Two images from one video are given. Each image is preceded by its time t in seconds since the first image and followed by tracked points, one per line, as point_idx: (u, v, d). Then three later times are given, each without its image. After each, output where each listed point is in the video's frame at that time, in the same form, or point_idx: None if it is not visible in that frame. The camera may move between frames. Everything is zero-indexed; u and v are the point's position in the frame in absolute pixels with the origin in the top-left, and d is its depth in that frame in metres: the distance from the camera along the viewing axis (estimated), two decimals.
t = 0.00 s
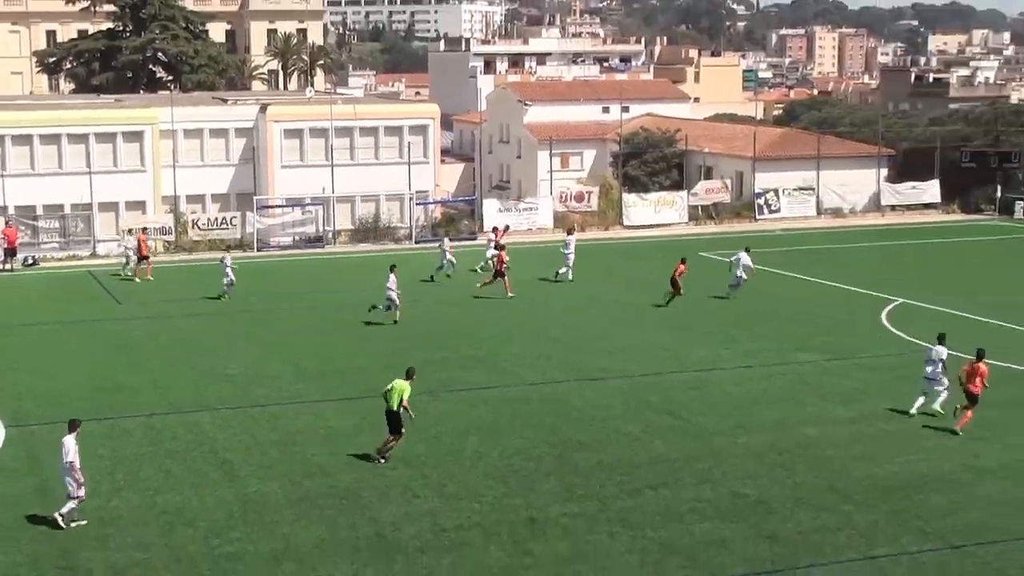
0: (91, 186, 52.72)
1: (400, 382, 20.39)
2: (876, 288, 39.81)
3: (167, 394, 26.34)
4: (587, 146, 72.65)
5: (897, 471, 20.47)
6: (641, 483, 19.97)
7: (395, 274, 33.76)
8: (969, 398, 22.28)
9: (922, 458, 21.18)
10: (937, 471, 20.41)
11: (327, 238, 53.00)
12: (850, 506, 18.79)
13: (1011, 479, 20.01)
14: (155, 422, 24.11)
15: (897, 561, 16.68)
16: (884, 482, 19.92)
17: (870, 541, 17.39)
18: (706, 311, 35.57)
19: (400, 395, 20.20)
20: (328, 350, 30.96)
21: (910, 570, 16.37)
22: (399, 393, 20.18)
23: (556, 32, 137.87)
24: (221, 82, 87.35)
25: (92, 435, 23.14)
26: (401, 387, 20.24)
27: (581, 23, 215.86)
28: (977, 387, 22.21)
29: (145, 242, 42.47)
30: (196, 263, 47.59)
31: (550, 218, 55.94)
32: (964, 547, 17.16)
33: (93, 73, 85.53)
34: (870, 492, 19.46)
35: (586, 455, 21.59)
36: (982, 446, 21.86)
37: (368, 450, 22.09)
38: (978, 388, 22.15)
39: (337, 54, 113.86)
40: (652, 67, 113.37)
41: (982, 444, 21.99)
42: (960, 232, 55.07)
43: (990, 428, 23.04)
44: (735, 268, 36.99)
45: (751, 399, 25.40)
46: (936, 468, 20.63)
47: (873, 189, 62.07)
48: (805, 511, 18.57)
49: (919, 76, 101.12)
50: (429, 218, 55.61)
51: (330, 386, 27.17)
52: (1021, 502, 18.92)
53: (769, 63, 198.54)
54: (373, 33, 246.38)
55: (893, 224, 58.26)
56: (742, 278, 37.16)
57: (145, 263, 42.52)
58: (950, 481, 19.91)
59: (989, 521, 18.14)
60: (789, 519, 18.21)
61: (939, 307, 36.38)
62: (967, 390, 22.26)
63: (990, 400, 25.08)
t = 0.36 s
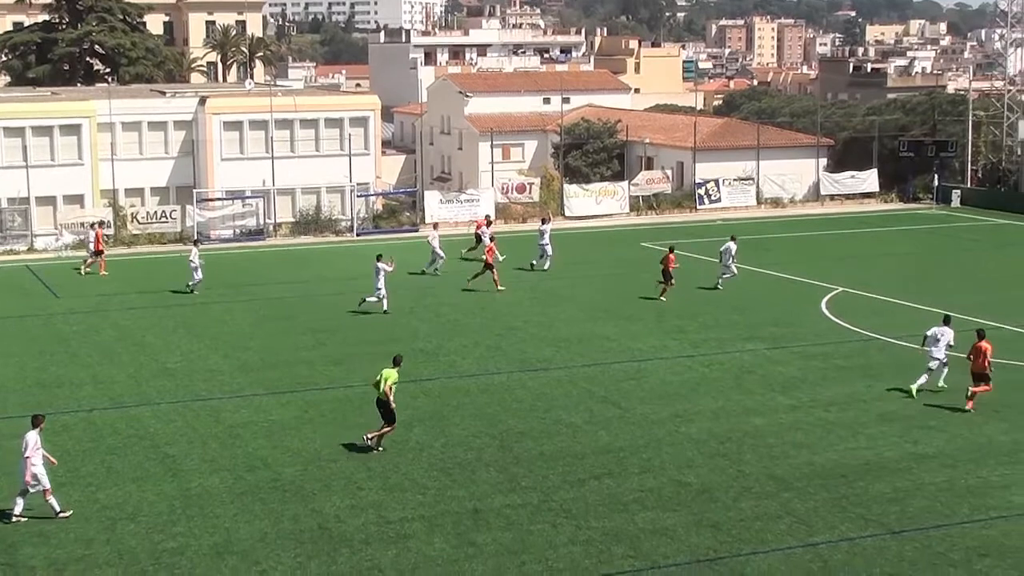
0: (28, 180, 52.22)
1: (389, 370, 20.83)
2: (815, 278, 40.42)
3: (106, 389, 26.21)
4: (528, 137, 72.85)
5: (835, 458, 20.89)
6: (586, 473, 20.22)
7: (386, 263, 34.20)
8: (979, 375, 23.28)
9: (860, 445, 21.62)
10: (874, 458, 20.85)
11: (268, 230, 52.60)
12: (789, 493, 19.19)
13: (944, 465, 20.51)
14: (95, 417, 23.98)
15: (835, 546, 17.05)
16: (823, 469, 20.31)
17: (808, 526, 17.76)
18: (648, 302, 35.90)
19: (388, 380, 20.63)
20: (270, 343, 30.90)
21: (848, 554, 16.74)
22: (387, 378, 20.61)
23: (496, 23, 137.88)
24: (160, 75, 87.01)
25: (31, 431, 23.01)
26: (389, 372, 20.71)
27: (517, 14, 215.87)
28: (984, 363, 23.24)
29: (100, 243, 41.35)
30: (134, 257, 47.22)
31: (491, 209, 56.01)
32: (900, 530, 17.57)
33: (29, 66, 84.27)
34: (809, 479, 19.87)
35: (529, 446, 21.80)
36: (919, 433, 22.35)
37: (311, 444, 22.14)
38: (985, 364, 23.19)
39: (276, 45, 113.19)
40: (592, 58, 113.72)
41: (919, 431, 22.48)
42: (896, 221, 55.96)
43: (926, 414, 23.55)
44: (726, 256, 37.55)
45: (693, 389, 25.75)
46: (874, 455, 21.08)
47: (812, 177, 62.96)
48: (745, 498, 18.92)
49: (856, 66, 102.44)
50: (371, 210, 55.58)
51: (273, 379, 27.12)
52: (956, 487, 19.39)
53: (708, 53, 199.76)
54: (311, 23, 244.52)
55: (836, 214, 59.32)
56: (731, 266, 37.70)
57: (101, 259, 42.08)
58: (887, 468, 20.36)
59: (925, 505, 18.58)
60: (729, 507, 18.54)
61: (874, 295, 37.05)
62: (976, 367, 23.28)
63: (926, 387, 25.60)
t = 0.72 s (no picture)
0: None
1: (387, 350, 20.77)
2: (747, 256, 40.88)
3: (38, 379, 25.95)
4: (461, 120, 72.97)
5: (770, 436, 21.27)
6: (524, 455, 20.41)
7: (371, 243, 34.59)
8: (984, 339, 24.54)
9: (795, 422, 22.03)
10: (809, 435, 21.27)
11: (200, 217, 52.14)
12: (727, 471, 19.53)
13: (877, 440, 20.98)
14: (30, 406, 23.81)
15: (771, 522, 17.40)
16: (758, 447, 20.68)
17: (744, 504, 18.09)
18: (584, 282, 36.20)
19: (389, 362, 20.59)
20: (204, 329, 30.79)
21: (784, 531, 17.10)
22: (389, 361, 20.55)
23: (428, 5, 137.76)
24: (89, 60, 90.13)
25: None
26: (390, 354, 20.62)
27: None
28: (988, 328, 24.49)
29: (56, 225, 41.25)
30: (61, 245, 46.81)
31: (424, 192, 56.17)
32: (834, 506, 17.97)
33: None
34: (744, 456, 20.22)
35: (471, 428, 21.94)
36: (853, 409, 22.82)
37: (249, 429, 22.09)
38: (989, 329, 24.45)
39: (204, 27, 112.66)
40: (523, 40, 113.88)
41: (852, 407, 22.96)
42: (826, 199, 56.85)
43: (858, 390, 24.05)
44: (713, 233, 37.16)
45: (629, 369, 26.05)
46: (807, 432, 21.48)
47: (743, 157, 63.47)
48: (681, 477, 19.23)
49: (786, 45, 103.48)
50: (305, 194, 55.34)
51: (208, 365, 27.01)
52: (889, 463, 19.84)
53: (641, 34, 200.96)
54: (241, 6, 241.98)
55: (769, 191, 60.09)
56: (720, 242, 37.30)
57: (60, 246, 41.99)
58: (821, 445, 20.78)
59: (859, 481, 18.99)
60: (666, 486, 18.83)
61: (805, 273, 37.59)
62: (981, 333, 24.52)
63: (859, 364, 26.13)
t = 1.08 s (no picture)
0: None
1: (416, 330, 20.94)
2: (713, 239, 41.08)
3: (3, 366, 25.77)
4: (426, 104, 72.79)
5: (738, 418, 21.45)
6: (491, 439, 20.50)
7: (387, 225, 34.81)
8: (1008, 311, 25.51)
9: (762, 404, 22.23)
10: (776, 417, 21.46)
11: (166, 203, 51.84)
12: (694, 453, 19.70)
13: (842, 421, 21.21)
14: None
15: (740, 504, 17.56)
16: (725, 429, 20.85)
17: (713, 486, 18.26)
18: (552, 266, 36.27)
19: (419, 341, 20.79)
20: (171, 315, 30.64)
21: (752, 513, 17.27)
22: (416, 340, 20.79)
23: None
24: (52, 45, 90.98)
25: None
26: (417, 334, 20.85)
27: None
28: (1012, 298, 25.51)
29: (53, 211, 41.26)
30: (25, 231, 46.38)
31: (390, 176, 56.12)
32: (802, 488, 18.17)
33: None
34: (710, 439, 20.39)
35: (438, 413, 21.99)
36: (819, 391, 23.04)
37: (217, 415, 22.05)
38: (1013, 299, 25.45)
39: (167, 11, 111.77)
40: (489, 24, 113.68)
41: (819, 389, 23.17)
42: (791, 181, 57.17)
43: (825, 372, 24.27)
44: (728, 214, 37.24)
45: (597, 352, 26.17)
46: (773, 414, 21.68)
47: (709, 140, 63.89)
48: (650, 460, 19.37)
49: (750, 28, 103.84)
50: (270, 180, 54.99)
51: (175, 351, 26.90)
52: (856, 444, 20.06)
53: (606, 17, 201.03)
54: None
55: (733, 174, 60.44)
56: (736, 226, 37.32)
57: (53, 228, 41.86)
58: (788, 426, 20.97)
59: (826, 463, 19.20)
60: (635, 469, 18.97)
61: (771, 255, 37.84)
62: (1004, 304, 25.53)
63: (824, 345, 26.35)
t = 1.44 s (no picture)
0: None
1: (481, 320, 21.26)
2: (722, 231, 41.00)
3: (13, 359, 25.83)
4: (435, 96, 72.78)
5: (748, 411, 21.43)
6: (501, 431, 20.50)
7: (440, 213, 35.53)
8: None
9: (774, 397, 22.21)
10: (788, 410, 21.42)
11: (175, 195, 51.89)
12: (704, 446, 19.69)
13: (851, 413, 21.18)
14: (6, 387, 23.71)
15: (751, 497, 17.55)
16: (737, 422, 20.83)
17: (723, 479, 18.25)
18: (561, 258, 36.25)
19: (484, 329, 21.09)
20: (182, 307, 30.66)
21: (763, 505, 17.24)
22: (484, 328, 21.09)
23: None
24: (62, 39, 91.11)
25: None
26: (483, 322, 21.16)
27: None
28: None
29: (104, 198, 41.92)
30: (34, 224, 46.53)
31: (399, 169, 56.11)
32: (813, 480, 18.14)
33: None
34: (720, 432, 20.36)
35: (447, 405, 21.99)
36: (830, 383, 22.99)
37: (227, 408, 22.08)
38: None
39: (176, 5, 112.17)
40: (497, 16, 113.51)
41: (830, 382, 23.12)
42: (801, 173, 57.05)
43: (836, 365, 24.23)
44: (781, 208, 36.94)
45: (606, 344, 26.15)
46: (782, 406, 21.65)
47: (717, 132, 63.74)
48: (660, 453, 19.36)
49: (759, 20, 103.62)
50: (279, 172, 55.02)
51: (185, 343, 26.93)
52: (867, 437, 20.01)
53: (615, 9, 200.61)
54: None
55: (742, 166, 60.29)
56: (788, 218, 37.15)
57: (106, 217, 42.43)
58: (799, 419, 20.94)
59: (837, 455, 19.16)
60: (646, 462, 18.96)
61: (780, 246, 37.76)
62: None
63: (835, 338, 26.31)
